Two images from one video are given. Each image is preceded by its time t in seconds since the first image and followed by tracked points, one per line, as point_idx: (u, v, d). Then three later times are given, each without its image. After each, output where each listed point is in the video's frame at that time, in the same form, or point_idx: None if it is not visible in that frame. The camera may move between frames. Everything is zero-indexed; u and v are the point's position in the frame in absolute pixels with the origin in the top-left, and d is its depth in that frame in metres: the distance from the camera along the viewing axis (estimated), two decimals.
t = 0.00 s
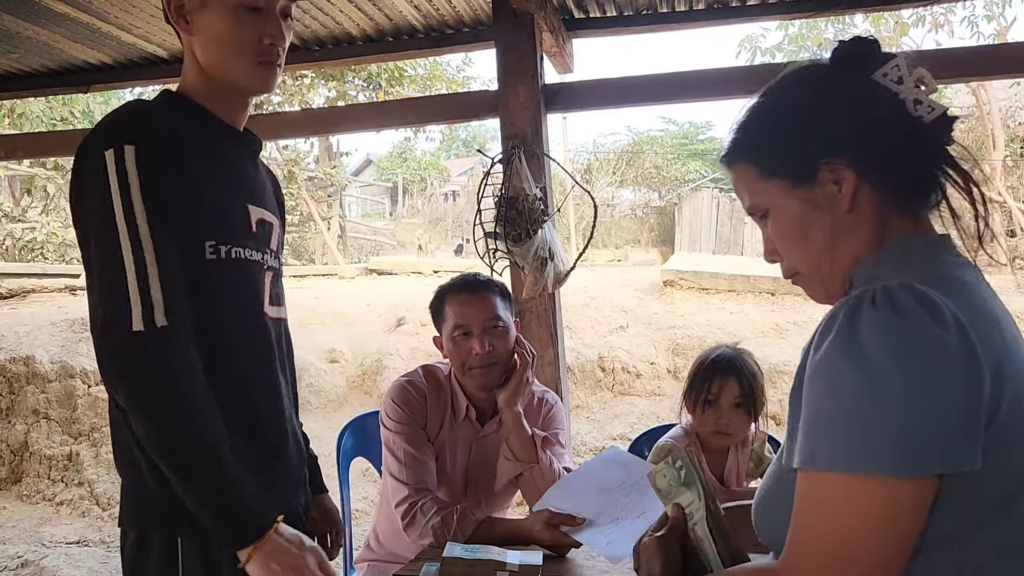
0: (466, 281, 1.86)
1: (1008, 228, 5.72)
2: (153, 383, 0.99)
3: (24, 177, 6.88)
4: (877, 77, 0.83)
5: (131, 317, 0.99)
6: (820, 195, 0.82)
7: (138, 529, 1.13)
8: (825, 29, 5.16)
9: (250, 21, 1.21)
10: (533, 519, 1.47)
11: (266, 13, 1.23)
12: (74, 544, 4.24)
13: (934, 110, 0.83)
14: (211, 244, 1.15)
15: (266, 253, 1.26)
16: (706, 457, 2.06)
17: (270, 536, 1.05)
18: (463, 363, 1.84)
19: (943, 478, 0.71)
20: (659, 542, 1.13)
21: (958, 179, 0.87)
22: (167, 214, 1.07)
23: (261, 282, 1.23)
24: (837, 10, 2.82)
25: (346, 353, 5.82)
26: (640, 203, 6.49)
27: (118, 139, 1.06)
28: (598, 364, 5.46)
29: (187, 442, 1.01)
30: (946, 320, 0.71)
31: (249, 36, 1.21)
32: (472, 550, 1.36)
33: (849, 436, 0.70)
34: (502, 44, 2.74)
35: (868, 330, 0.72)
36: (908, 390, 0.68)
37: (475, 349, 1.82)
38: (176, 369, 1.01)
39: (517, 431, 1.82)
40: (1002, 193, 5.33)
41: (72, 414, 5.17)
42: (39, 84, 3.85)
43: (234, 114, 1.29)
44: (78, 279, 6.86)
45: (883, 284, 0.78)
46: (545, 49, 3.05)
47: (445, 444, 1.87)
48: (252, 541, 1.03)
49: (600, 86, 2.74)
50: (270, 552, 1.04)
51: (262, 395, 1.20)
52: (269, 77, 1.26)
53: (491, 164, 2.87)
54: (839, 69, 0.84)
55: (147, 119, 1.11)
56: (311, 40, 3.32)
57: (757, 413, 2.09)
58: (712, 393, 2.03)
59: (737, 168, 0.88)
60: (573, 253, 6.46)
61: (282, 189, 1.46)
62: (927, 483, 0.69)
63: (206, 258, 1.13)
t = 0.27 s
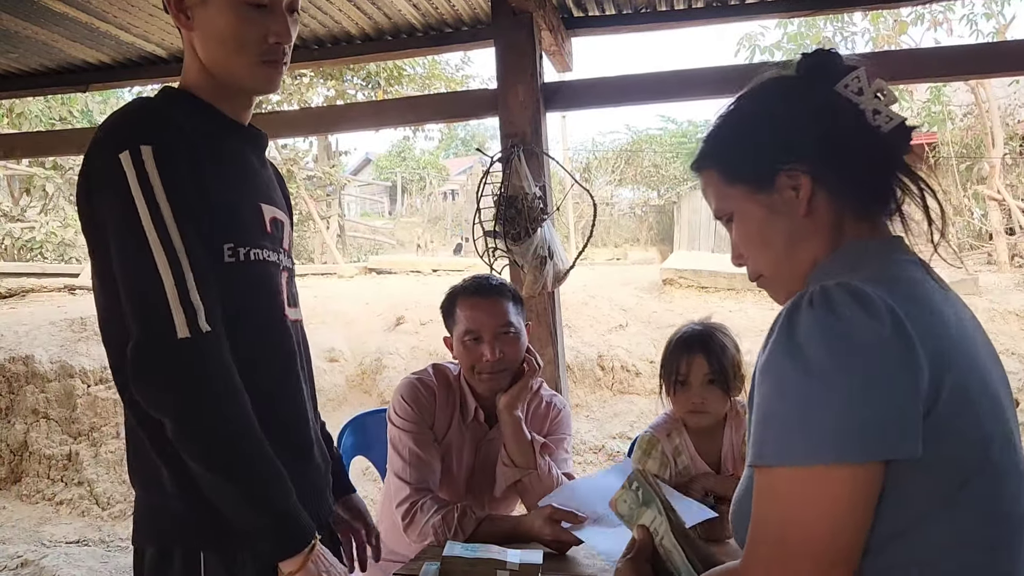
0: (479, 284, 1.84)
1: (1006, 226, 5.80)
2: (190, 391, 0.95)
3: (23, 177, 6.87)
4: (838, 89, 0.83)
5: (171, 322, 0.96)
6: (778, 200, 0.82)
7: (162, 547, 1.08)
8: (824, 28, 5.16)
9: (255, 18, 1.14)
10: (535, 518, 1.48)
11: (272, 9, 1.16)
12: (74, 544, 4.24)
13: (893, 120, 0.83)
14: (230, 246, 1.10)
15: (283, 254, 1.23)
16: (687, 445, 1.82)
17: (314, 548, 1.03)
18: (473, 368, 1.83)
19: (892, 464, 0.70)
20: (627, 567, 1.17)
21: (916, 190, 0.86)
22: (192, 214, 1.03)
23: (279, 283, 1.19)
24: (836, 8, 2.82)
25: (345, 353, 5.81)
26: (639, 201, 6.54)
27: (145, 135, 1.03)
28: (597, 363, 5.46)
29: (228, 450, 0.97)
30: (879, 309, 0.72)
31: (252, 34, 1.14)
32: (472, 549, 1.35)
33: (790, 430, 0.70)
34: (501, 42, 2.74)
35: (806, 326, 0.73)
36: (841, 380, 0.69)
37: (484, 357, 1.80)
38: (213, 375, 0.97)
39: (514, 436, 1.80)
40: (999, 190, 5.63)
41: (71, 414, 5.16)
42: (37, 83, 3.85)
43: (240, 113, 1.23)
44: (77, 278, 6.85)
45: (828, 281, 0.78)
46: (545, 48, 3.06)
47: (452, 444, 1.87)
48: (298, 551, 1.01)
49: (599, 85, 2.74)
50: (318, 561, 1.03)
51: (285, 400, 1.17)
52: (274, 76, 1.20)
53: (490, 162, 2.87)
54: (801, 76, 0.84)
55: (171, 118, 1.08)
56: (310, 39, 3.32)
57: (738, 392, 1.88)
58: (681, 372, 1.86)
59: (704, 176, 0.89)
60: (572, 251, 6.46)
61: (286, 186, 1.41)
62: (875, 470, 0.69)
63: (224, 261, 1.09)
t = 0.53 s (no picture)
0: (491, 283, 1.82)
1: (1002, 223, 5.85)
2: (193, 392, 0.95)
3: (19, 175, 6.85)
4: (800, 98, 0.87)
5: (176, 322, 0.96)
6: (741, 207, 0.86)
7: (160, 549, 1.07)
8: (821, 25, 5.16)
9: (269, 18, 1.14)
10: (529, 516, 1.48)
11: (287, 10, 1.16)
12: (71, 543, 4.23)
13: (851, 127, 0.87)
14: (234, 246, 1.09)
15: (285, 253, 1.21)
16: (663, 436, 1.84)
17: (313, 552, 1.04)
18: (481, 369, 1.83)
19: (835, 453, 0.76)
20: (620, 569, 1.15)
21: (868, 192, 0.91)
22: (196, 214, 1.02)
23: (281, 284, 1.18)
24: (833, 6, 2.82)
25: (342, 351, 5.80)
26: (637, 199, 6.53)
27: (150, 130, 1.02)
28: (595, 360, 5.46)
29: (229, 452, 0.97)
30: (821, 308, 0.76)
31: (264, 33, 1.14)
32: (469, 548, 1.35)
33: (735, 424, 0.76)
34: (498, 40, 2.73)
35: (752, 319, 0.78)
36: (779, 375, 0.74)
37: (492, 359, 1.80)
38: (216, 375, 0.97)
39: (519, 433, 1.81)
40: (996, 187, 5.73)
41: (68, 413, 5.14)
42: (33, 81, 3.83)
43: (245, 108, 1.22)
44: (74, 277, 6.83)
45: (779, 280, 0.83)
46: (542, 46, 3.05)
47: (455, 443, 1.86)
48: (298, 553, 1.01)
49: (596, 83, 2.74)
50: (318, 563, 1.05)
51: (287, 401, 1.17)
52: (284, 77, 1.19)
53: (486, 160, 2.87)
54: (762, 88, 0.89)
55: (175, 116, 1.06)
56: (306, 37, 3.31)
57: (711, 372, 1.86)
58: (648, 359, 1.85)
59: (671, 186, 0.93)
60: (570, 249, 6.47)
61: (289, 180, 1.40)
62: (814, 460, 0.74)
63: (228, 260, 1.08)
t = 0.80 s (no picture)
0: (495, 285, 1.81)
1: (1002, 222, 5.86)
2: (193, 392, 0.95)
3: (18, 174, 6.84)
4: (774, 103, 0.90)
5: (174, 322, 0.96)
6: (721, 215, 0.89)
7: (161, 550, 1.07)
8: (821, 24, 5.16)
9: (274, 27, 1.12)
10: (526, 512, 1.49)
11: (293, 17, 1.14)
12: (70, 541, 4.24)
13: (825, 129, 0.89)
14: (234, 246, 1.09)
15: (286, 254, 1.21)
16: (647, 438, 1.89)
17: (313, 552, 1.03)
18: (482, 370, 1.83)
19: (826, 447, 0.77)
20: (641, 564, 1.16)
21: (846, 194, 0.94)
22: (196, 214, 1.02)
23: (282, 284, 1.17)
24: (833, 5, 2.82)
25: (341, 350, 5.80)
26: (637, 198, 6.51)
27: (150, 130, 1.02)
28: (594, 359, 5.46)
29: (228, 454, 0.96)
30: (805, 307, 0.78)
31: (269, 41, 1.13)
32: (469, 545, 1.35)
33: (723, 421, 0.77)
34: (497, 38, 2.73)
35: (737, 321, 0.80)
36: (763, 371, 0.76)
37: (494, 360, 1.80)
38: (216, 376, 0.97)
39: (518, 433, 1.81)
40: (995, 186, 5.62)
41: (67, 412, 5.14)
42: (32, 79, 3.83)
43: (250, 107, 1.22)
44: (73, 275, 6.83)
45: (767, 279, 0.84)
46: (541, 44, 3.05)
47: (454, 442, 1.86)
48: (298, 554, 1.00)
49: (595, 81, 2.73)
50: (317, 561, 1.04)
51: (289, 402, 1.17)
52: (288, 82, 1.19)
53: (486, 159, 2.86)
54: (742, 98, 0.91)
55: (175, 116, 1.06)
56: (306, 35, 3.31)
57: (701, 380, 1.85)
58: (637, 365, 1.84)
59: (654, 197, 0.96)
60: (570, 248, 6.47)
61: (290, 180, 1.40)
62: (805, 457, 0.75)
63: (228, 261, 1.08)
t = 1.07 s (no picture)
0: (493, 287, 1.81)
1: (1004, 221, 5.86)
2: (197, 392, 0.95)
3: (21, 172, 6.86)
4: (769, 107, 0.91)
5: (178, 323, 0.96)
6: (721, 218, 0.89)
7: (168, 550, 1.07)
8: (824, 23, 5.15)
9: (274, 29, 1.12)
10: (532, 510, 1.49)
11: (293, 19, 1.14)
12: (73, 539, 4.25)
13: (820, 129, 0.90)
14: (240, 247, 1.09)
15: (291, 254, 1.21)
16: (656, 457, 1.90)
17: (319, 549, 1.04)
18: (479, 372, 1.84)
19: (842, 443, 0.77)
20: (653, 569, 1.15)
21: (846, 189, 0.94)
22: (201, 215, 1.03)
23: (287, 284, 1.17)
24: (836, 4, 2.82)
25: (344, 348, 5.79)
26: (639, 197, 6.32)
27: (154, 131, 1.02)
28: (597, 358, 5.46)
29: (233, 453, 0.97)
30: (813, 306, 0.78)
31: (270, 43, 1.13)
32: (474, 544, 1.34)
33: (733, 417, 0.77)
34: (501, 37, 2.73)
35: (744, 321, 0.79)
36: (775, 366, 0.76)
37: (491, 362, 1.81)
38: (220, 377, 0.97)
39: (518, 433, 1.81)
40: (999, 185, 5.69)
41: (70, 410, 5.15)
42: (36, 78, 3.84)
43: (256, 108, 1.22)
44: (76, 274, 6.84)
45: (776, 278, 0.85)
46: (545, 43, 3.05)
47: (455, 441, 1.86)
48: (304, 551, 1.01)
49: (598, 80, 2.73)
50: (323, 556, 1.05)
51: (295, 403, 1.17)
52: (291, 84, 1.19)
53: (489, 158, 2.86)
54: (738, 103, 0.92)
55: (179, 118, 1.06)
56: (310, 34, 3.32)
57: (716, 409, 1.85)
58: (651, 388, 1.84)
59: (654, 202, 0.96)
60: (572, 247, 6.47)
61: (296, 181, 1.41)
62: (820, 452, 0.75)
63: (233, 261, 1.08)
